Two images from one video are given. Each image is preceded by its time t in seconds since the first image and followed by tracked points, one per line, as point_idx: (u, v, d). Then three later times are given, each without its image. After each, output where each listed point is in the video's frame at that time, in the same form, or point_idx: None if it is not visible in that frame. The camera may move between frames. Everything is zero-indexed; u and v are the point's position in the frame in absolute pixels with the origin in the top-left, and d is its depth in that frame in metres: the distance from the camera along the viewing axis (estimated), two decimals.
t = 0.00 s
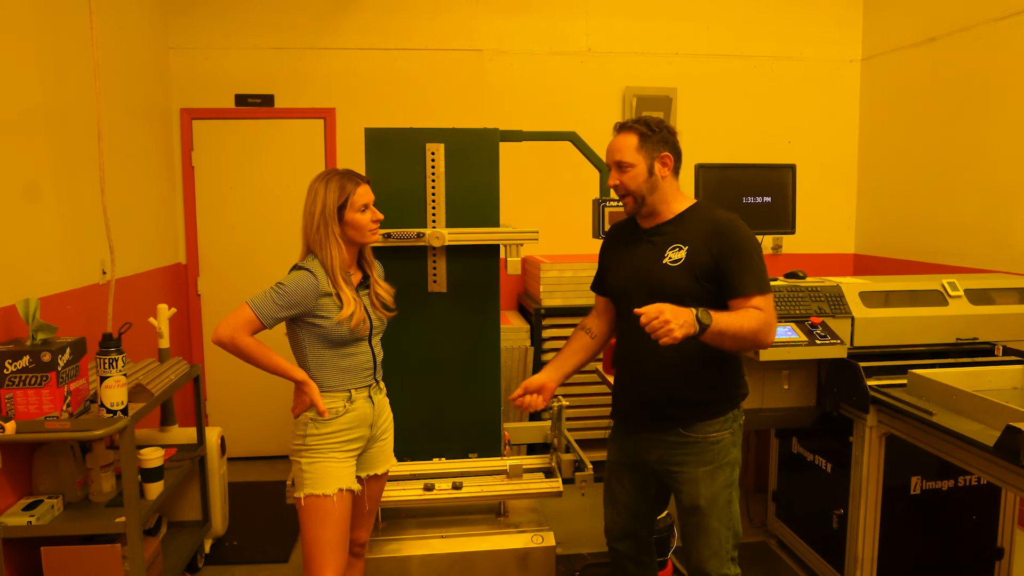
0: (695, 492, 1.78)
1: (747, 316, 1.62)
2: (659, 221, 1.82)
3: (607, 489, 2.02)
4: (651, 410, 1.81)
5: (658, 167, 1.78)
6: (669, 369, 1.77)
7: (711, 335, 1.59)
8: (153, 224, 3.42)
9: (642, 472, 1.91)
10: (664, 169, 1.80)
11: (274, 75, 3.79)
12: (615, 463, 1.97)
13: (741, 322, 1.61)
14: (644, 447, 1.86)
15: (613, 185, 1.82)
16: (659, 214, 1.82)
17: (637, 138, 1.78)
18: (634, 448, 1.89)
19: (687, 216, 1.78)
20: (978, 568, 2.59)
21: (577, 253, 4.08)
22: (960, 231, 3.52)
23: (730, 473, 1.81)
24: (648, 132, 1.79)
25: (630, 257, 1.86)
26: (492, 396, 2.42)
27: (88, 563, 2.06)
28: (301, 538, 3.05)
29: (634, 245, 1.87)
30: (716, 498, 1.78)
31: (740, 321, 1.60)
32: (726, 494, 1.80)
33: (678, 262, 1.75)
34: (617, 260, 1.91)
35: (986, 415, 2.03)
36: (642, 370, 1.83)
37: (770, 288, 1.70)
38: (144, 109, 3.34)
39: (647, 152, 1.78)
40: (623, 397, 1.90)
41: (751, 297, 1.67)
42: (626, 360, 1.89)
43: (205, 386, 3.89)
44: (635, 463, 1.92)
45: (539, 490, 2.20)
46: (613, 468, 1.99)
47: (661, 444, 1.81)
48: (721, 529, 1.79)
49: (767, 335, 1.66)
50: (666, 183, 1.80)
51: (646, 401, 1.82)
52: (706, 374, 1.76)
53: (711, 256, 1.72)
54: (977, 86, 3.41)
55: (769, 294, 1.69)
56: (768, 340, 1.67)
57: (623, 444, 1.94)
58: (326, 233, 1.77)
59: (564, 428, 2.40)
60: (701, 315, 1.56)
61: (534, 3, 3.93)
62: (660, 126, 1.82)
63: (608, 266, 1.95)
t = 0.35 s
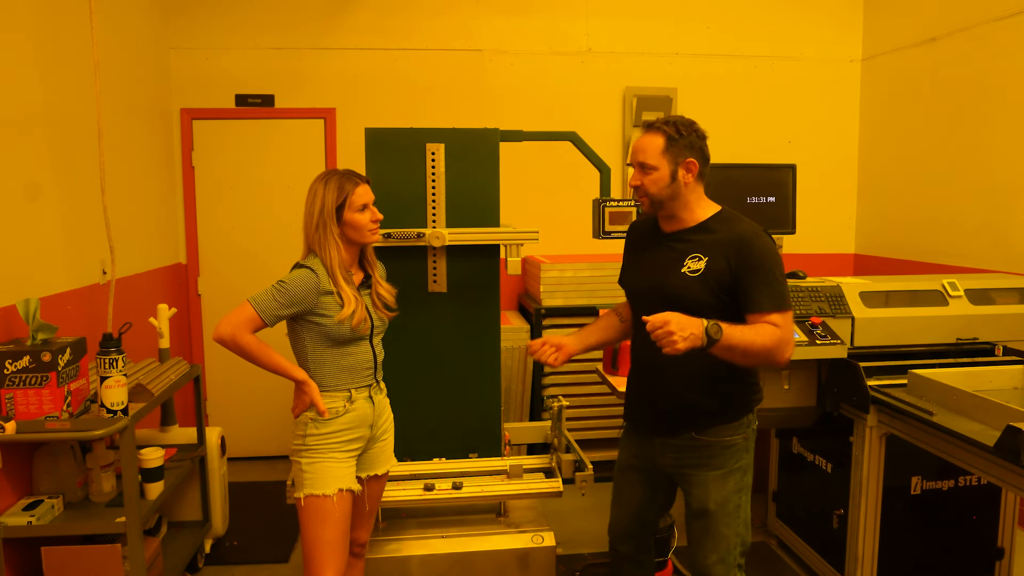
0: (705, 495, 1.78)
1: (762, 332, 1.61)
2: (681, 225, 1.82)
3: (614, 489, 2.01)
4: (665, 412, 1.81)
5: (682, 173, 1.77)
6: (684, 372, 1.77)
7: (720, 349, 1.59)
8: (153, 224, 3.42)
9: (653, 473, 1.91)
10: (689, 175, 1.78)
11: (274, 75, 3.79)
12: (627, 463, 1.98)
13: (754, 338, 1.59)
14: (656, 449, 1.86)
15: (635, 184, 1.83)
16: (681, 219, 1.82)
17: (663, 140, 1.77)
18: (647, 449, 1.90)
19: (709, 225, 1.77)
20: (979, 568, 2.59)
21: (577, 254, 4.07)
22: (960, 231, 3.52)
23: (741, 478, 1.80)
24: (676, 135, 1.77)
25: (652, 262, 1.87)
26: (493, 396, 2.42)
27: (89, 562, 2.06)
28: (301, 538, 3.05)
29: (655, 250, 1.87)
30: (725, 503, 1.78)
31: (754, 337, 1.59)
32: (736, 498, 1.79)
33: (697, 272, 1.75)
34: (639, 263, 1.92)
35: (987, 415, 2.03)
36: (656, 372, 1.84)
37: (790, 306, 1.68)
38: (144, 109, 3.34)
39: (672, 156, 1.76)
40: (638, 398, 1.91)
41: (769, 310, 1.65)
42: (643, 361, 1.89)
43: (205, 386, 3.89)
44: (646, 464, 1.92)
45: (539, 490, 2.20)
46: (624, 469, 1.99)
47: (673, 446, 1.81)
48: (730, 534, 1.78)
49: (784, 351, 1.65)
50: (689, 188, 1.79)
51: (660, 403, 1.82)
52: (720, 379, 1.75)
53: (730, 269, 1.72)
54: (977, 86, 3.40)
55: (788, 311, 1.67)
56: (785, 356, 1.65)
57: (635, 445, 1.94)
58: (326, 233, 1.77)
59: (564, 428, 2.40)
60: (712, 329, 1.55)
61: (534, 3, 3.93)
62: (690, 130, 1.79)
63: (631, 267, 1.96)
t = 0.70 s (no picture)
0: (696, 488, 1.78)
1: (746, 325, 1.62)
2: (666, 221, 1.83)
3: (608, 486, 2.01)
4: (652, 407, 1.81)
5: (676, 171, 1.78)
6: (669, 366, 1.78)
7: (706, 343, 1.61)
8: (153, 224, 3.42)
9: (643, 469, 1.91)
10: (680, 173, 1.80)
11: (274, 75, 3.79)
12: (617, 460, 1.97)
13: (739, 333, 1.61)
14: (644, 443, 1.86)
15: (627, 180, 1.81)
16: (668, 215, 1.82)
17: (660, 138, 1.77)
18: (634, 446, 1.90)
19: (695, 220, 1.78)
20: (979, 568, 2.58)
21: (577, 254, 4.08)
22: (960, 231, 3.52)
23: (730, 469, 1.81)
24: (672, 133, 1.78)
25: (637, 257, 1.86)
26: (492, 396, 2.42)
27: (89, 562, 2.06)
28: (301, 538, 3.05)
29: (639, 247, 1.87)
30: (717, 493, 1.78)
31: (738, 330, 1.61)
32: (727, 489, 1.80)
33: (683, 265, 1.75)
34: (624, 258, 1.92)
35: (986, 416, 2.03)
36: (641, 366, 1.84)
37: (773, 297, 1.70)
38: (144, 109, 3.34)
39: (668, 154, 1.77)
40: (623, 395, 1.90)
41: (754, 304, 1.67)
42: (628, 356, 1.89)
43: (206, 385, 3.89)
44: (635, 460, 1.92)
45: (539, 491, 2.20)
46: (613, 465, 1.99)
47: (660, 440, 1.81)
48: (722, 524, 1.79)
49: (768, 342, 1.66)
50: (679, 187, 1.81)
51: (647, 399, 1.82)
52: (705, 372, 1.76)
53: (717, 265, 1.72)
54: (977, 86, 3.40)
55: (771, 301, 1.69)
56: (767, 348, 1.66)
57: (623, 441, 1.94)
58: (327, 233, 1.77)
59: (564, 428, 2.40)
60: (697, 328, 1.57)
61: (534, 3, 3.93)
62: (683, 129, 1.82)
63: (616, 263, 1.96)
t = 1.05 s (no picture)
0: (687, 482, 1.78)
1: (728, 317, 1.63)
2: (646, 220, 1.84)
3: (602, 481, 2.02)
4: (641, 403, 1.82)
5: (644, 169, 1.79)
6: (657, 361, 1.78)
7: (689, 333, 1.61)
8: (154, 225, 3.42)
9: (635, 464, 1.91)
10: (651, 172, 1.80)
11: (274, 75, 3.79)
12: (609, 456, 1.98)
13: (720, 323, 1.62)
14: (634, 438, 1.86)
15: (602, 182, 1.86)
16: (645, 215, 1.83)
17: (627, 139, 1.80)
18: (625, 441, 1.90)
19: (677, 217, 1.79)
20: (978, 568, 2.58)
21: (577, 254, 4.08)
22: (960, 232, 3.52)
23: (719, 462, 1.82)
24: (638, 133, 1.80)
25: (620, 254, 1.87)
26: (492, 396, 2.42)
27: (89, 562, 2.06)
28: (301, 538, 3.05)
29: (622, 246, 1.87)
30: (707, 486, 1.79)
31: (720, 321, 1.61)
32: (717, 482, 1.80)
33: (666, 261, 1.76)
34: (607, 256, 1.92)
35: (986, 416, 2.03)
36: (630, 361, 1.84)
37: (753, 290, 1.71)
38: (144, 109, 3.34)
39: (634, 154, 1.79)
40: (613, 392, 1.91)
41: (735, 296, 1.68)
42: (616, 352, 1.90)
43: (206, 385, 3.89)
44: (627, 456, 1.92)
45: (539, 491, 2.20)
46: (605, 460, 1.99)
47: (650, 434, 1.82)
48: (714, 516, 1.79)
49: (748, 334, 1.67)
50: (652, 185, 1.81)
51: (636, 395, 1.83)
52: (692, 365, 1.77)
53: (699, 259, 1.73)
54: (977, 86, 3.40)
55: (751, 294, 1.71)
56: (749, 339, 1.68)
57: (615, 436, 1.94)
58: (329, 234, 1.77)
59: (564, 428, 2.40)
60: (681, 317, 1.56)
61: (534, 3, 3.93)
62: (654, 129, 1.82)
63: (599, 261, 1.96)
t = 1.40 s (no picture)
0: (688, 484, 1.78)
1: (728, 315, 1.61)
2: (655, 218, 1.84)
3: (604, 482, 2.02)
4: (644, 404, 1.82)
5: (660, 164, 1.81)
6: (661, 361, 1.79)
7: (689, 329, 1.59)
8: (154, 225, 3.43)
9: (637, 465, 1.91)
10: (665, 167, 1.83)
11: (274, 75, 3.80)
12: (611, 456, 1.98)
13: (720, 320, 1.60)
14: (636, 439, 1.87)
15: (614, 180, 1.83)
16: (657, 212, 1.84)
17: (642, 135, 1.80)
18: (627, 442, 1.90)
19: (682, 215, 1.79)
20: (977, 568, 2.59)
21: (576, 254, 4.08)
22: (959, 232, 3.53)
23: (721, 466, 1.81)
24: (652, 130, 1.82)
25: (628, 252, 1.89)
26: (492, 396, 2.43)
27: (89, 562, 2.06)
28: (301, 538, 3.05)
29: (630, 244, 1.90)
30: (708, 490, 1.78)
31: (721, 319, 1.60)
32: (719, 486, 1.80)
33: (670, 259, 1.77)
34: (617, 254, 1.94)
35: (985, 416, 2.04)
36: (634, 362, 1.85)
37: (758, 289, 1.69)
38: (144, 109, 3.35)
39: (651, 149, 1.80)
40: (618, 391, 1.92)
41: (737, 294, 1.66)
42: (621, 351, 1.90)
43: (206, 386, 3.89)
44: (628, 457, 1.92)
45: (538, 490, 2.20)
46: (608, 461, 2.00)
47: (651, 436, 1.82)
48: (715, 520, 1.79)
49: (750, 333, 1.65)
50: (665, 181, 1.83)
51: (640, 395, 1.83)
52: (695, 365, 1.76)
53: (701, 256, 1.73)
54: (977, 86, 3.41)
55: (754, 294, 1.68)
56: (750, 339, 1.65)
57: (617, 437, 1.95)
58: (328, 234, 1.77)
59: (564, 428, 2.41)
60: (680, 312, 1.56)
61: (534, 3, 3.93)
62: (664, 127, 1.86)
63: (609, 260, 1.98)
